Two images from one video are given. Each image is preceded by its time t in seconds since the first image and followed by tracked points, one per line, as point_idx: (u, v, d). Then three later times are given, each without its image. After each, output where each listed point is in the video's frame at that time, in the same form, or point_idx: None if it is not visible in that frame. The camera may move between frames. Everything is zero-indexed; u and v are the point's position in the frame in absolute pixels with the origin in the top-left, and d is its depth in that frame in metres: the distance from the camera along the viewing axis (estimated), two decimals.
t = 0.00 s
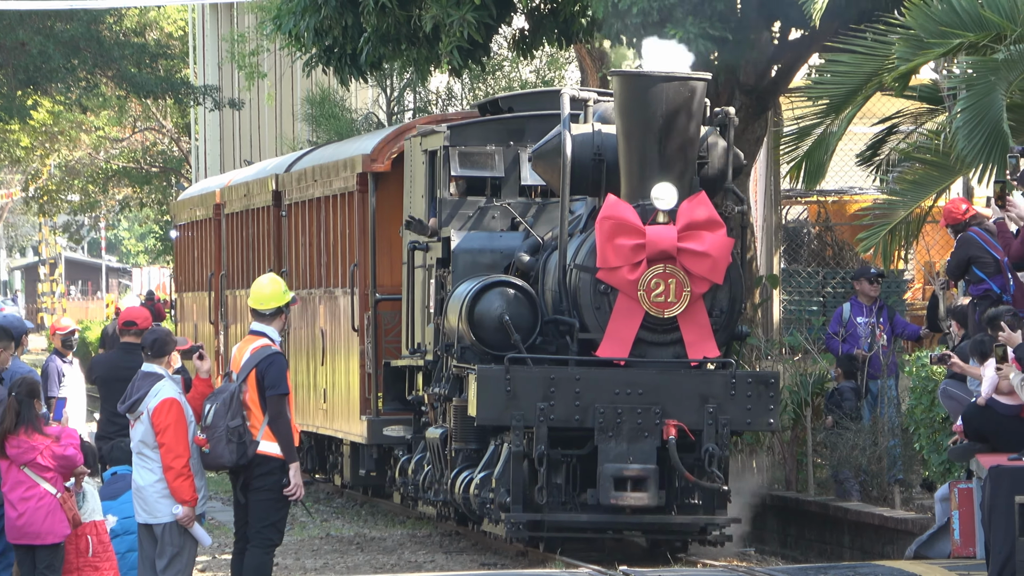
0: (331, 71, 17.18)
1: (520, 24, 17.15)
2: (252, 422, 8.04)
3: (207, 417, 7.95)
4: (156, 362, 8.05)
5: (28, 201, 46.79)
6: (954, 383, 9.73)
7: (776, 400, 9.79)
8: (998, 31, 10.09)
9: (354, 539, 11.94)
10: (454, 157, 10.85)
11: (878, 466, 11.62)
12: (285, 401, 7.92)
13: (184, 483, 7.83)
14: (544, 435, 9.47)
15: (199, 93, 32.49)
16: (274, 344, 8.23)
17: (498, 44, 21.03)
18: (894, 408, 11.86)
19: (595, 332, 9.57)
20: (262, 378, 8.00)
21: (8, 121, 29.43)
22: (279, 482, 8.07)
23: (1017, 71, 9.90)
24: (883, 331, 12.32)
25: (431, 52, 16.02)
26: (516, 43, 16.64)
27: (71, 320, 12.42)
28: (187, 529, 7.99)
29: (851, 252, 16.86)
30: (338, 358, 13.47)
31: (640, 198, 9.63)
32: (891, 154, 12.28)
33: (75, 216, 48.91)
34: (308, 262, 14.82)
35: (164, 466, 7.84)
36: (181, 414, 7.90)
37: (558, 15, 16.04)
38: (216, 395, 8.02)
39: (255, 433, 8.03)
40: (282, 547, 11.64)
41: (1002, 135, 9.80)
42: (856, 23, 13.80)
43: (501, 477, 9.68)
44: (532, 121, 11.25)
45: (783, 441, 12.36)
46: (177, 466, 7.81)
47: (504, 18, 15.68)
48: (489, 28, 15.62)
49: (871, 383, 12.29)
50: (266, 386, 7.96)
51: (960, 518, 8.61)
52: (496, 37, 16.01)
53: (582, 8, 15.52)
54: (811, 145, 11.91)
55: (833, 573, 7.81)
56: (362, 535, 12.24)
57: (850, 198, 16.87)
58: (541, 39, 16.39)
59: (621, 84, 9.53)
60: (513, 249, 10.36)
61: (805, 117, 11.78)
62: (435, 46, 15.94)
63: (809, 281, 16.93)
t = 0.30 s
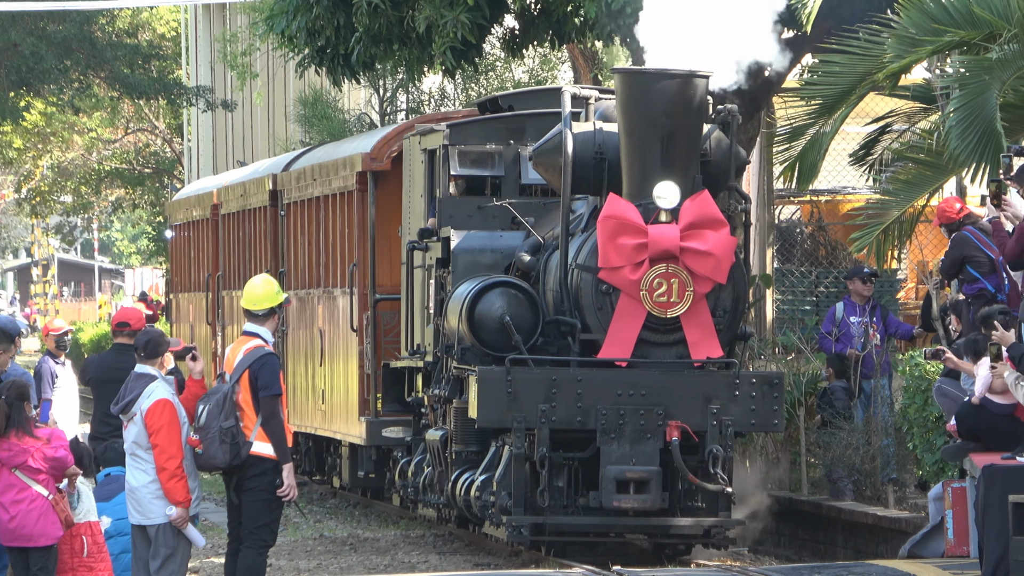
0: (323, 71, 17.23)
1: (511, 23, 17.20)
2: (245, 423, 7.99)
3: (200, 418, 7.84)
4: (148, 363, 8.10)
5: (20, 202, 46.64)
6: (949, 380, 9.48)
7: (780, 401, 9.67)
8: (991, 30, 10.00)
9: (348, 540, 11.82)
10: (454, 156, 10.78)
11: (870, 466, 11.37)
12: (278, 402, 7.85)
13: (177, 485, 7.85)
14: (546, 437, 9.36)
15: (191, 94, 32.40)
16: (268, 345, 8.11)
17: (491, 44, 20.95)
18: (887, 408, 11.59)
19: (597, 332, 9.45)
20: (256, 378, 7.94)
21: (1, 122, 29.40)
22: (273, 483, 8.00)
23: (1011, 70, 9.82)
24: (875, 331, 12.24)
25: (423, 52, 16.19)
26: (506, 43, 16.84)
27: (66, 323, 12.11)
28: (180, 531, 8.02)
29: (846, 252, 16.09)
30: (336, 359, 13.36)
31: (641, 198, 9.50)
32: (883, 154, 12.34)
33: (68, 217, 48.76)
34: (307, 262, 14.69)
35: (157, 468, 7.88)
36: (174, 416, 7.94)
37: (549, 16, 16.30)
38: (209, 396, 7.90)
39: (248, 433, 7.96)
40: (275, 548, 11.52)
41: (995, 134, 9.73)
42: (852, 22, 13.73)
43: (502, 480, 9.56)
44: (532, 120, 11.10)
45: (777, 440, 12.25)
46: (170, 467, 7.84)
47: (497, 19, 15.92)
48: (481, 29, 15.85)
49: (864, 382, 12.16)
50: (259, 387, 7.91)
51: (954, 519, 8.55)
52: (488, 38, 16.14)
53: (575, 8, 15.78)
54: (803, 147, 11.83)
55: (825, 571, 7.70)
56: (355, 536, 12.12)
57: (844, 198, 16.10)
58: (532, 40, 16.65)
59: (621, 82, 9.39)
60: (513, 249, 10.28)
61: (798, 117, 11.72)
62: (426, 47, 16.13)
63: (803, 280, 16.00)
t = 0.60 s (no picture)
0: (315, 72, 17.11)
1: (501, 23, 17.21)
2: (238, 424, 8.00)
3: (193, 418, 7.91)
4: (142, 364, 8.06)
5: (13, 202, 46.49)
6: (945, 380, 9.46)
7: (784, 402, 9.57)
8: (982, 28, 10.06)
9: (341, 541, 11.70)
10: (452, 156, 10.67)
11: (863, 465, 11.31)
12: (270, 402, 7.86)
13: (171, 486, 7.81)
14: (549, 439, 9.24)
15: (184, 95, 32.25)
16: (262, 345, 8.15)
17: (483, 45, 20.85)
18: (881, 408, 11.51)
19: (598, 333, 9.33)
20: (248, 379, 7.95)
21: None
22: (266, 483, 8.01)
23: (1003, 69, 9.81)
24: (869, 330, 12.13)
25: (415, 53, 16.16)
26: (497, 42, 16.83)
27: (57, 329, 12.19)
28: (174, 531, 7.96)
29: (838, 251, 15.54)
30: (335, 360, 13.25)
31: (643, 197, 9.38)
32: (877, 152, 12.36)
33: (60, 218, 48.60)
34: (305, 262, 14.57)
35: (151, 468, 7.81)
36: (168, 416, 7.88)
37: (541, 15, 16.26)
38: (202, 397, 7.97)
39: (241, 434, 7.97)
40: (268, 549, 11.38)
41: (988, 133, 9.77)
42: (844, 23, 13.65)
43: (503, 483, 9.44)
44: (532, 118, 11.00)
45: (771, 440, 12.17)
46: (163, 468, 7.79)
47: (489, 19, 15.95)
48: (474, 29, 15.85)
49: (857, 382, 12.00)
50: (252, 388, 7.91)
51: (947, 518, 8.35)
52: (480, 38, 16.19)
53: (565, 9, 15.84)
54: (795, 145, 11.95)
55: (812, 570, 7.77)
56: (349, 536, 12.01)
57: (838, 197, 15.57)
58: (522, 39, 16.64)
59: (623, 80, 9.26)
60: (513, 248, 10.16)
61: (790, 116, 11.86)
62: (419, 48, 16.08)
63: (795, 279, 15.62)
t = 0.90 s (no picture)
0: (308, 72, 17.05)
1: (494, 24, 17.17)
2: (233, 422, 7.96)
3: (188, 418, 7.83)
4: (138, 363, 8.02)
5: (9, 202, 46.45)
6: (935, 377, 9.59)
7: (787, 402, 9.52)
8: (972, 30, 9.79)
9: (333, 539, 11.67)
10: (451, 155, 10.63)
11: (853, 464, 11.08)
12: (265, 402, 7.82)
13: (166, 484, 7.77)
14: (550, 440, 9.19)
15: (178, 96, 32.21)
16: (255, 345, 8.09)
17: (475, 47, 20.79)
18: (871, 407, 11.36)
19: (599, 333, 9.28)
20: (244, 378, 7.91)
21: None
22: (259, 482, 7.96)
23: (991, 70, 9.58)
24: (859, 330, 11.94)
25: (408, 53, 16.09)
26: (489, 43, 16.71)
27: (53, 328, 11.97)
28: (169, 529, 7.94)
29: (830, 251, 14.80)
30: (334, 360, 13.20)
31: (643, 197, 9.32)
32: (867, 155, 12.14)
33: (57, 217, 48.54)
34: (304, 261, 14.50)
35: (147, 467, 7.80)
36: (163, 415, 7.87)
37: (535, 16, 16.15)
38: (197, 396, 7.89)
39: (236, 433, 7.94)
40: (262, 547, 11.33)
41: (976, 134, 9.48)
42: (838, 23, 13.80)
43: (504, 484, 9.39)
44: (532, 118, 10.96)
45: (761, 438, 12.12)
46: (159, 466, 7.77)
47: (482, 21, 15.85)
48: (466, 30, 15.74)
49: (847, 382, 11.88)
50: (247, 387, 7.87)
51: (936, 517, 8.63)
52: (473, 38, 16.05)
53: (560, 10, 15.64)
54: (787, 146, 11.83)
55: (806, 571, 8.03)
56: (342, 535, 11.97)
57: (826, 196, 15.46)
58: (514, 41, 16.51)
59: (623, 78, 9.21)
60: (513, 247, 10.10)
61: (782, 117, 11.74)
62: (412, 48, 16.03)
63: (785, 279, 14.80)
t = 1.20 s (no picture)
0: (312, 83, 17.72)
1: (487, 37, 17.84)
2: (242, 413, 8.37)
3: (199, 408, 8.24)
4: (151, 356, 8.42)
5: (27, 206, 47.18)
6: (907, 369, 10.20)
7: (776, 394, 9.94)
8: (940, 43, 10.60)
9: (338, 524, 12.18)
10: (455, 157, 11.01)
11: (828, 453, 11.60)
12: (272, 393, 8.20)
13: (178, 471, 8.17)
14: (549, 430, 9.60)
15: (189, 103, 32.78)
16: (264, 339, 8.50)
17: (473, 57, 21.28)
18: (844, 399, 11.80)
19: (597, 328, 9.70)
20: (251, 371, 8.31)
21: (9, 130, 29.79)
22: (267, 470, 8.36)
23: (959, 79, 10.39)
24: (834, 326, 12.35)
25: (406, 64, 16.68)
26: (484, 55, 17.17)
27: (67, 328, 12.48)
28: (181, 514, 8.34)
29: (805, 252, 15.18)
30: (342, 355, 13.60)
31: (639, 198, 9.73)
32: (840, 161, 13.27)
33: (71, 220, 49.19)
34: (313, 262, 14.91)
35: (159, 455, 8.19)
36: (175, 406, 8.25)
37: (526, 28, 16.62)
38: (209, 388, 8.32)
39: (244, 423, 8.34)
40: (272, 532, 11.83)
41: (943, 139, 10.23)
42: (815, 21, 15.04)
43: (506, 472, 9.80)
44: (533, 122, 11.37)
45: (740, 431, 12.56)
46: (171, 455, 8.16)
47: (475, 32, 16.58)
48: (462, 42, 16.46)
49: (823, 374, 12.35)
50: (255, 379, 8.26)
51: (907, 503, 9.47)
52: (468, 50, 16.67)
53: (551, 21, 16.03)
54: (767, 154, 12.72)
55: (784, 554, 8.96)
56: (345, 519, 12.49)
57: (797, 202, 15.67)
58: (508, 52, 17.02)
59: (620, 85, 9.65)
60: (514, 247, 10.50)
61: (764, 125, 12.66)
62: (410, 60, 16.64)
63: (763, 278, 15.09)
